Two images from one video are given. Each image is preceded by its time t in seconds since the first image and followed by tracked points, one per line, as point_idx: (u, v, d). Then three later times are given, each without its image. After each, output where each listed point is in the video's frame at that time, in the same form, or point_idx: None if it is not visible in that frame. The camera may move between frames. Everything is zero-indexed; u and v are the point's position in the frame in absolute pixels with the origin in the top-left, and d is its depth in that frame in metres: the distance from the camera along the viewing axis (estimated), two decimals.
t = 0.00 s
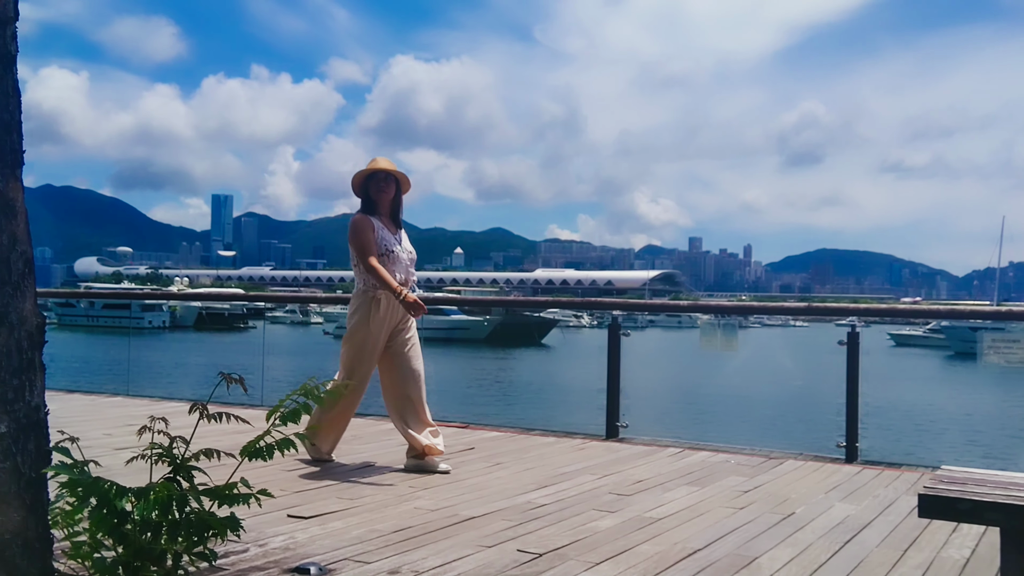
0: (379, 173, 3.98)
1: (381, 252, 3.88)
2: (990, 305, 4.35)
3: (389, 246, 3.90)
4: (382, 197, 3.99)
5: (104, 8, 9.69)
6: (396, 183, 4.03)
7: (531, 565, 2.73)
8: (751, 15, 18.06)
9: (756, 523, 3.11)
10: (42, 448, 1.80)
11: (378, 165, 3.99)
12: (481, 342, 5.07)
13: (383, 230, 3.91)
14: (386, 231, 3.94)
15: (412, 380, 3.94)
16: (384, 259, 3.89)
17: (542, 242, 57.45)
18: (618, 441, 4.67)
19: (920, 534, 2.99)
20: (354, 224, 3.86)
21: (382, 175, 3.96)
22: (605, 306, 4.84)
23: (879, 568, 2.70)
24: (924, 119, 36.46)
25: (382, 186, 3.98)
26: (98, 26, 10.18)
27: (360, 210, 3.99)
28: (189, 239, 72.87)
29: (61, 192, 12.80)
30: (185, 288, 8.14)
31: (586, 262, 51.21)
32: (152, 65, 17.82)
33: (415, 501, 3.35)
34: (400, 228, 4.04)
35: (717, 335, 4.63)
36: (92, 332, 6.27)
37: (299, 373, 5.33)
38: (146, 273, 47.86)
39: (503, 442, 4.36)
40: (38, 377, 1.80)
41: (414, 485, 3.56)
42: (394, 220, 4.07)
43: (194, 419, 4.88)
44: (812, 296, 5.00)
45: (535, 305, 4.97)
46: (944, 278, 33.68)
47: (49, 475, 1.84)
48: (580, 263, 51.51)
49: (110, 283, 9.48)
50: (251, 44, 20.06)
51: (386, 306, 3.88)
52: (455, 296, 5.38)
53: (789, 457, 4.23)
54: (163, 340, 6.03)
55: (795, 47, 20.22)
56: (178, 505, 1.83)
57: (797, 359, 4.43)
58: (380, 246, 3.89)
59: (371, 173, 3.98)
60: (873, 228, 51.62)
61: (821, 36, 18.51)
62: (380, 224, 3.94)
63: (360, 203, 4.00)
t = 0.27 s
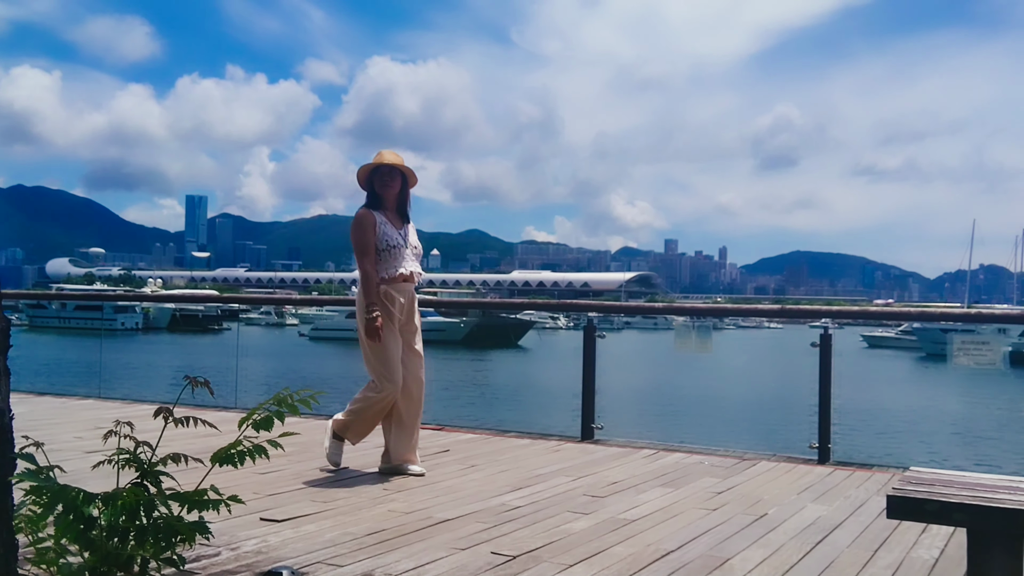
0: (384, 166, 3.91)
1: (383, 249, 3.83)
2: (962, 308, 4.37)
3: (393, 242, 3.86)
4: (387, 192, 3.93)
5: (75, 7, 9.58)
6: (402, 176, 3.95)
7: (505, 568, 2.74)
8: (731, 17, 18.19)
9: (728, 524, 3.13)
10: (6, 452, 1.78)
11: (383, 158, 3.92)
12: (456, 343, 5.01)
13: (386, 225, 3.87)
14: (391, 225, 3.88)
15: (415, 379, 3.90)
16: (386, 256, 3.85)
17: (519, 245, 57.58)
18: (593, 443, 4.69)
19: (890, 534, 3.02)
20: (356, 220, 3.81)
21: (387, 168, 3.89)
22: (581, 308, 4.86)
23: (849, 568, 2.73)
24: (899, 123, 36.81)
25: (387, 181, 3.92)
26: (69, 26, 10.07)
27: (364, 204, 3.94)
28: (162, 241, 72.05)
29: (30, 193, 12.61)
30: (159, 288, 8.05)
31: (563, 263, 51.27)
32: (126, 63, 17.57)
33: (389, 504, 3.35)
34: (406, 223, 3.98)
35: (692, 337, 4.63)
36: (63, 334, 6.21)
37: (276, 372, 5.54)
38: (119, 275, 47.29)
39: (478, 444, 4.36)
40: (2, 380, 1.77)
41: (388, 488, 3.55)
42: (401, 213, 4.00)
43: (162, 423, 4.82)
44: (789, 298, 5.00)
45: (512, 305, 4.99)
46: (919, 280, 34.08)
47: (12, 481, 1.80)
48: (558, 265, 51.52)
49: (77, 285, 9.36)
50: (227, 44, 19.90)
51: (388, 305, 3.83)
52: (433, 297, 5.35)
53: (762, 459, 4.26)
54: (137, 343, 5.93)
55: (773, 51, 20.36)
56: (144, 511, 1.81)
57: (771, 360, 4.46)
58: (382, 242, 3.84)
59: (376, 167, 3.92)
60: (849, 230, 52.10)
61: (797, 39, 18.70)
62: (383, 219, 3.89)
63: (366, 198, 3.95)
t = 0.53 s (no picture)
0: (388, 167, 3.89)
1: (382, 250, 3.81)
2: (939, 309, 4.42)
3: (392, 245, 3.82)
4: (389, 193, 3.91)
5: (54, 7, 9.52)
6: (407, 177, 3.93)
7: (485, 568, 2.74)
8: (713, 19, 18.35)
9: (708, 525, 3.14)
10: None
11: (386, 159, 3.91)
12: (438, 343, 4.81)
13: (387, 227, 3.84)
14: (392, 227, 3.85)
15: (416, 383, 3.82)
16: (386, 258, 3.82)
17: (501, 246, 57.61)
18: (575, 444, 4.72)
19: (868, 534, 3.05)
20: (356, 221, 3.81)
21: (390, 168, 3.88)
22: (563, 310, 4.89)
23: (827, 569, 2.75)
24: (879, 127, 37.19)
25: (389, 181, 3.90)
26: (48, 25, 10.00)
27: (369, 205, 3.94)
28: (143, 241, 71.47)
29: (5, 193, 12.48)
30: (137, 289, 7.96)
31: (545, 265, 51.32)
32: (105, 63, 17.41)
33: (369, 506, 3.33)
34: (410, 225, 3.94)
35: (673, 339, 4.62)
36: (42, 336, 6.22)
37: (256, 374, 5.52)
38: (99, 275, 46.87)
39: (459, 447, 4.36)
40: None
41: (368, 490, 3.53)
42: (407, 215, 3.97)
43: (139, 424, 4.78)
44: (769, 299, 5.04)
45: (493, 307, 4.96)
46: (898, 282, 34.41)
47: None
48: (540, 267, 51.52)
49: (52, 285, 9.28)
50: (208, 44, 19.80)
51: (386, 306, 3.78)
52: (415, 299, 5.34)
53: (743, 460, 4.31)
54: (116, 344, 5.86)
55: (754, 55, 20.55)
56: (119, 514, 1.79)
57: (752, 362, 4.47)
58: (383, 243, 3.82)
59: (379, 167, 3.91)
60: (830, 232, 52.51)
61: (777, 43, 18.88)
62: (386, 220, 3.87)
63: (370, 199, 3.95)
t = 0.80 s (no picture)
0: (394, 171, 3.76)
1: (386, 257, 3.69)
2: (919, 310, 4.50)
3: (398, 252, 3.70)
4: (394, 198, 3.78)
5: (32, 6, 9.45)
6: (412, 182, 3.79)
7: (466, 570, 2.73)
8: (693, 22, 18.52)
9: (688, 526, 3.14)
10: None
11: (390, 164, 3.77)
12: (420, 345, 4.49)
13: (392, 234, 3.71)
14: (398, 234, 3.73)
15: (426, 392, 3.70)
16: (391, 265, 3.70)
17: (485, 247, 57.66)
18: (557, 445, 4.73)
19: (846, 534, 3.06)
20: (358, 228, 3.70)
21: (396, 173, 3.74)
22: (546, 311, 4.87)
23: (807, 569, 2.76)
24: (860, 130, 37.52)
25: (394, 186, 3.77)
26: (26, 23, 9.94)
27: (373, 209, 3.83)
28: (124, 241, 70.98)
29: None
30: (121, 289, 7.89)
31: (529, 266, 51.37)
32: (85, 62, 17.30)
33: (350, 507, 3.33)
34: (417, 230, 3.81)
35: (655, 339, 4.64)
36: (21, 336, 6.16)
37: (239, 371, 5.44)
38: (79, 275, 46.50)
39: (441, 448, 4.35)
40: None
41: (349, 492, 3.52)
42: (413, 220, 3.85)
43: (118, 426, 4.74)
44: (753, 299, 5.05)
45: (475, 307, 4.81)
46: (877, 282, 34.74)
47: None
48: (523, 267, 51.52)
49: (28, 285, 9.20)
50: (196, 43, 19.85)
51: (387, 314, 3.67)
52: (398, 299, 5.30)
53: (722, 460, 4.33)
54: (96, 345, 5.82)
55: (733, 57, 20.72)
56: (92, 516, 1.78)
57: (734, 363, 4.47)
58: (387, 251, 3.69)
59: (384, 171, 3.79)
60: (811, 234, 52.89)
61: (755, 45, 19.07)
62: (390, 227, 3.74)
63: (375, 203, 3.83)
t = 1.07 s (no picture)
0: (401, 172, 3.74)
1: (398, 259, 3.64)
2: (893, 311, 4.56)
3: (410, 254, 3.66)
4: (402, 199, 3.77)
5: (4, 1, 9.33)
6: (419, 181, 3.78)
7: (440, 570, 2.73)
8: (672, 23, 18.59)
9: (663, 525, 3.16)
10: None
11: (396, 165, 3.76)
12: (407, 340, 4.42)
13: (403, 236, 3.68)
14: (408, 235, 3.69)
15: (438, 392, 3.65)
16: (404, 267, 3.65)
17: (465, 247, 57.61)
18: (534, 445, 4.74)
19: (819, 532, 3.09)
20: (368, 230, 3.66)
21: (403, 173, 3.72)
22: (524, 310, 4.86)
23: (780, 568, 2.78)
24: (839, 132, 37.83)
25: (400, 187, 3.76)
26: None
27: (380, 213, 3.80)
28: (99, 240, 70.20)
29: None
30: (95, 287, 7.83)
31: (508, 266, 51.36)
32: (59, 59, 17.09)
33: (325, 508, 3.31)
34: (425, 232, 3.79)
35: (631, 339, 4.66)
36: None
37: (220, 375, 5.46)
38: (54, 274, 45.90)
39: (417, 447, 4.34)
40: None
41: (325, 491, 3.51)
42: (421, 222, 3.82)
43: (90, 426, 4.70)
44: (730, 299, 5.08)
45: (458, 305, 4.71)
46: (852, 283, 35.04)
47: None
48: (502, 267, 51.45)
49: None
50: (173, 40, 19.79)
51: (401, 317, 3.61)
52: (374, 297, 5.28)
53: (698, 459, 4.36)
54: (70, 345, 5.76)
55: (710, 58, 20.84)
56: (57, 517, 1.77)
57: (711, 364, 4.50)
58: (399, 252, 3.65)
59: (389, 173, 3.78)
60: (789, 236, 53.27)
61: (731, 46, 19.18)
62: (400, 228, 3.71)
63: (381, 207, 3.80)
